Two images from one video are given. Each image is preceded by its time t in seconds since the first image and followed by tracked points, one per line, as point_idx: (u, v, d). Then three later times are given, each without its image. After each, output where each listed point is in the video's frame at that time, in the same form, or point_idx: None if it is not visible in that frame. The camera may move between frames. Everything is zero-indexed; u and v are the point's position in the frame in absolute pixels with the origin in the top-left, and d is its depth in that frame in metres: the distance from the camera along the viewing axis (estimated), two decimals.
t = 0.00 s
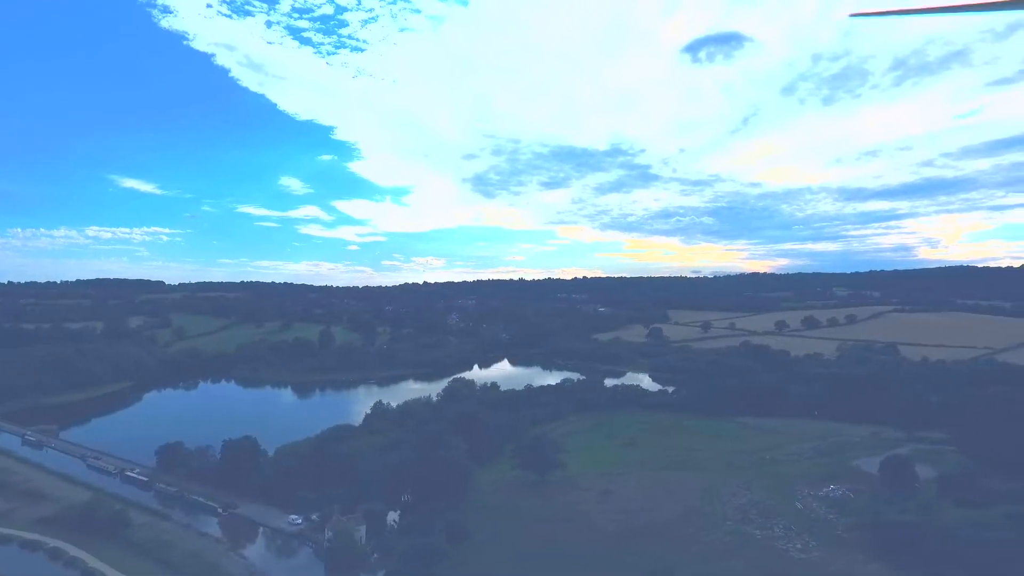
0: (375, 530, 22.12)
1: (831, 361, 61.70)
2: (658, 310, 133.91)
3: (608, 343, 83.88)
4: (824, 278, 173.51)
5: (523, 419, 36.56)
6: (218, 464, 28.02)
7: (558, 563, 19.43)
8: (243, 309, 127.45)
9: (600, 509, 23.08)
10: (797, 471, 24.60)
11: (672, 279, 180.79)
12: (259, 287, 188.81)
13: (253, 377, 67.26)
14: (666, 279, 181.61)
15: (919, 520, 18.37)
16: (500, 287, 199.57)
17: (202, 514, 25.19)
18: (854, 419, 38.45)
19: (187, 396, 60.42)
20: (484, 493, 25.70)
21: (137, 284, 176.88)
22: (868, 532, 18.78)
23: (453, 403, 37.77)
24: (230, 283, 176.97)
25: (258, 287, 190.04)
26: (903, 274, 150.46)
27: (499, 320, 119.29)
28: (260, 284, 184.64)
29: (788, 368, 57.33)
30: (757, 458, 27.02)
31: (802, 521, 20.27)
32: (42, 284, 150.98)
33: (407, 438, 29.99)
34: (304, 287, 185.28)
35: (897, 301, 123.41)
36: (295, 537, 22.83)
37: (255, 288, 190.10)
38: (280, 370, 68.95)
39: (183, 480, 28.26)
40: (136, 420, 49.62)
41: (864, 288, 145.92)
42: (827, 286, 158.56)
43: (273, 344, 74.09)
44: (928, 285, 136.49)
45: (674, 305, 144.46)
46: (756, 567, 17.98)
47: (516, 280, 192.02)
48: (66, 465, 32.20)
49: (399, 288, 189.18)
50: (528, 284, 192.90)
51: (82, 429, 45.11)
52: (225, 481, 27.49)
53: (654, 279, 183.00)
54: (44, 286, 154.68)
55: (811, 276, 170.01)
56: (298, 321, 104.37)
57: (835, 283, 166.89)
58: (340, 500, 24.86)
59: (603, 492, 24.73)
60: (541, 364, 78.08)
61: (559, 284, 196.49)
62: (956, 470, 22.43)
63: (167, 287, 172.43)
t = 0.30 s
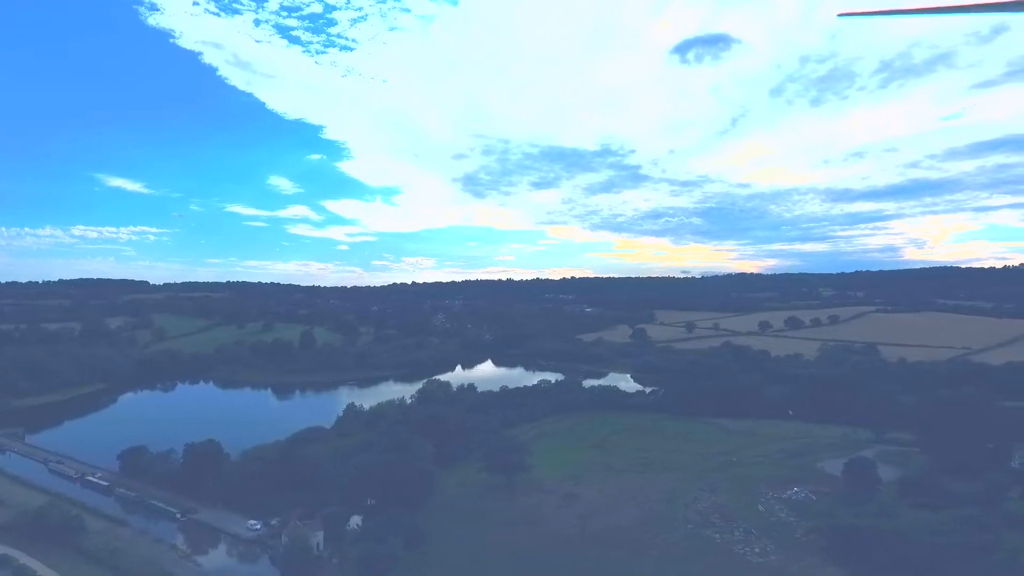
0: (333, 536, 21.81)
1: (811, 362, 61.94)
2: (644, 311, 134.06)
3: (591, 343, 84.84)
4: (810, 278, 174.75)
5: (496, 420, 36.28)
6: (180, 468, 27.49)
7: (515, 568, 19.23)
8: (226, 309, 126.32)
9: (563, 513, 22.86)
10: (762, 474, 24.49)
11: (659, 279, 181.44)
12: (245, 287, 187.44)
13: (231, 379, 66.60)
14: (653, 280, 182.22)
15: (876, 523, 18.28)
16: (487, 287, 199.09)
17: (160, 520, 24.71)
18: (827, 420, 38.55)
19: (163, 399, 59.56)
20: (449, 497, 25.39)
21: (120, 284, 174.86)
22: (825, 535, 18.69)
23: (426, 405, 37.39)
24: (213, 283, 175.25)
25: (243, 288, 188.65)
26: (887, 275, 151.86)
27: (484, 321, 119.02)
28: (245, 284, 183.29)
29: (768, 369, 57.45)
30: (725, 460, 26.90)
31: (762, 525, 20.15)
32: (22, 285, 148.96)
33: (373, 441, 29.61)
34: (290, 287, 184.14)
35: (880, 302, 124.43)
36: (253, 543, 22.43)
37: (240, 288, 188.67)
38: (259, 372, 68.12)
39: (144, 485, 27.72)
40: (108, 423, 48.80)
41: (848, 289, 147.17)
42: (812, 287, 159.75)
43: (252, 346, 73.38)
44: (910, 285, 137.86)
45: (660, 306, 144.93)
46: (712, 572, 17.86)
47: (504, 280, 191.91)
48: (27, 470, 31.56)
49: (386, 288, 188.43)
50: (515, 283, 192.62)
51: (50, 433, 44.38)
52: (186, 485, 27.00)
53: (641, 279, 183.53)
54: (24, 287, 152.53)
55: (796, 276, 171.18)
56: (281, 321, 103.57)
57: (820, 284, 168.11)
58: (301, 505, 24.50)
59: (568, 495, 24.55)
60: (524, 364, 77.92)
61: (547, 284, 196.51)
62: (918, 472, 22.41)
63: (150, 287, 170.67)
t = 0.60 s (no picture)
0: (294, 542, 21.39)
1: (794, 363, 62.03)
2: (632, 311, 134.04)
3: (577, 343, 84.70)
4: (797, 278, 175.61)
5: (471, 423, 35.92)
6: (143, 472, 26.94)
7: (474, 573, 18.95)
8: (212, 310, 125.37)
9: (529, 516, 22.58)
10: (732, 477, 24.29)
11: (648, 279, 181.82)
12: (233, 287, 186.22)
13: (211, 380, 65.91)
14: (642, 280, 182.57)
15: (838, 527, 18.15)
16: (477, 288, 198.53)
17: (120, 525, 24.18)
18: (803, 421, 38.47)
19: (142, 401, 58.82)
20: (418, 503, 25.01)
21: (105, 284, 173.24)
22: (788, 539, 18.49)
23: (402, 408, 37.00)
24: (200, 283, 173.74)
25: (231, 288, 187.41)
26: (873, 275, 152.81)
27: (472, 321, 118.69)
28: (233, 284, 182.10)
29: (751, 370, 57.36)
30: (696, 463, 26.67)
31: (725, 528, 19.93)
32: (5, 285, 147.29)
33: (343, 445, 29.19)
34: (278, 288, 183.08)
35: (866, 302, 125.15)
36: (213, 549, 21.97)
37: (228, 288, 187.43)
38: (241, 374, 67.45)
39: (107, 490, 27.16)
40: (83, 426, 48.10)
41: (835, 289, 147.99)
42: (799, 287, 160.56)
43: (234, 346, 72.68)
44: (897, 286, 138.77)
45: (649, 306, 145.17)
46: None
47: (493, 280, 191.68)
48: None
49: (375, 288, 187.77)
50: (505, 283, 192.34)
51: (21, 437, 43.66)
52: (149, 490, 26.47)
53: (630, 280, 183.80)
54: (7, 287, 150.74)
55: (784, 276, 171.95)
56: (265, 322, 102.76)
57: (807, 284, 168.98)
58: (265, 511, 24.05)
59: (536, 498, 24.28)
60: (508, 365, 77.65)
61: (536, 284, 196.48)
62: (886, 474, 22.28)
63: (136, 287, 169.18)
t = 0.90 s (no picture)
0: (255, 548, 21.08)
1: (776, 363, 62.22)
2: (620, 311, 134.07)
3: (563, 344, 84.61)
4: (786, 279, 176.28)
5: (447, 425, 35.65)
6: (108, 477, 26.47)
7: None
8: (198, 310, 124.38)
9: (497, 521, 22.39)
10: (702, 479, 24.13)
11: (638, 279, 182.07)
12: (221, 287, 185.21)
13: (193, 381, 65.29)
14: (632, 280, 182.81)
15: (802, 531, 18.04)
16: (466, 288, 198.12)
17: (81, 530, 23.72)
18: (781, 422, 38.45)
19: (121, 403, 58.05)
20: (386, 507, 24.76)
21: (92, 284, 171.77)
22: (751, 543, 18.32)
23: (376, 410, 36.66)
24: (186, 283, 172.24)
25: (219, 288, 186.28)
26: (861, 275, 153.58)
27: (460, 321, 118.37)
28: (222, 284, 180.94)
29: (733, 371, 57.44)
30: (668, 465, 26.52)
31: (690, 532, 19.79)
32: None
33: (313, 449, 28.88)
34: (267, 288, 182.09)
35: (853, 302, 125.81)
36: (174, 555, 21.59)
37: (216, 288, 186.22)
38: (222, 374, 66.75)
39: (71, 494, 26.65)
40: (59, 428, 47.47)
41: (824, 290, 148.62)
42: (788, 287, 161.24)
43: (216, 347, 72.09)
44: (884, 286, 139.59)
45: (638, 306, 145.32)
46: None
47: (484, 280, 191.42)
48: None
49: (365, 288, 187.07)
50: (494, 283, 192.11)
51: None
52: (113, 494, 26.01)
53: (620, 280, 183.91)
54: None
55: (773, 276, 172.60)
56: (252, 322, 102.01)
57: (796, 284, 169.70)
58: (229, 517, 23.70)
59: (505, 502, 24.10)
60: (494, 366, 77.40)
61: (527, 285, 196.29)
62: (853, 476, 22.25)
63: (123, 287, 167.83)
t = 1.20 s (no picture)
0: (213, 555, 20.67)
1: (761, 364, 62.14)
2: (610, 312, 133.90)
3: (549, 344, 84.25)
4: (776, 279, 176.69)
5: (423, 427, 35.25)
6: (70, 481, 25.94)
7: None
8: (185, 310, 123.39)
9: (462, 526, 22.00)
10: (672, 483, 23.87)
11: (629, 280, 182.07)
12: (210, 287, 183.95)
13: (174, 382, 64.60)
14: (623, 280, 182.82)
15: (765, 536, 17.79)
16: (457, 288, 197.60)
17: (39, 536, 23.22)
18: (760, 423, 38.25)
19: (99, 404, 57.24)
20: (351, 513, 24.32)
21: (78, 284, 170.23)
22: (714, 548, 18.07)
23: (350, 413, 36.15)
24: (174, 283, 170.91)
25: (208, 288, 185.01)
26: (851, 275, 154.07)
27: (449, 322, 117.91)
28: (210, 284, 179.74)
29: (717, 372, 57.24)
30: (640, 468, 26.26)
31: (655, 537, 19.51)
32: None
33: (282, 452, 28.43)
34: (256, 288, 180.91)
35: (841, 302, 126.23)
36: (131, 561, 21.16)
37: (205, 288, 184.95)
38: (203, 375, 65.99)
39: (31, 499, 26.10)
40: (33, 429, 46.79)
41: (813, 290, 148.94)
42: (777, 288, 161.65)
43: (199, 347, 71.36)
44: (873, 287, 140.11)
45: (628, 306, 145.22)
46: None
47: (474, 281, 190.88)
48: None
49: (354, 288, 186.17)
50: (485, 283, 191.67)
51: None
52: (74, 498, 25.49)
53: (611, 280, 183.89)
54: None
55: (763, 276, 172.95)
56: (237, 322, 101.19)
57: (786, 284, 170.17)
58: (192, 521, 23.28)
59: (473, 506, 23.77)
60: (480, 366, 77.03)
61: (517, 285, 195.94)
62: (822, 479, 21.99)
63: (110, 288, 166.36)
